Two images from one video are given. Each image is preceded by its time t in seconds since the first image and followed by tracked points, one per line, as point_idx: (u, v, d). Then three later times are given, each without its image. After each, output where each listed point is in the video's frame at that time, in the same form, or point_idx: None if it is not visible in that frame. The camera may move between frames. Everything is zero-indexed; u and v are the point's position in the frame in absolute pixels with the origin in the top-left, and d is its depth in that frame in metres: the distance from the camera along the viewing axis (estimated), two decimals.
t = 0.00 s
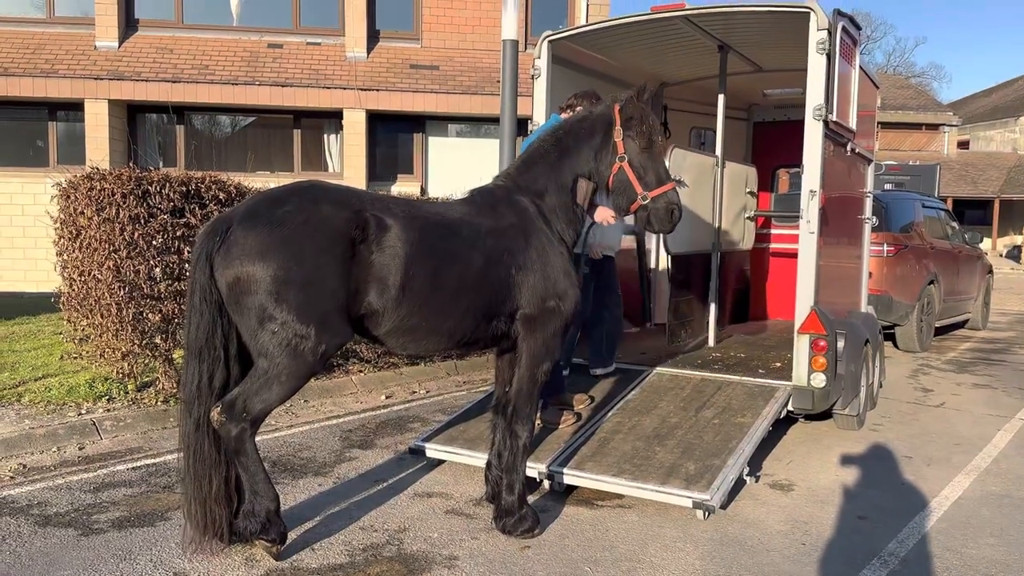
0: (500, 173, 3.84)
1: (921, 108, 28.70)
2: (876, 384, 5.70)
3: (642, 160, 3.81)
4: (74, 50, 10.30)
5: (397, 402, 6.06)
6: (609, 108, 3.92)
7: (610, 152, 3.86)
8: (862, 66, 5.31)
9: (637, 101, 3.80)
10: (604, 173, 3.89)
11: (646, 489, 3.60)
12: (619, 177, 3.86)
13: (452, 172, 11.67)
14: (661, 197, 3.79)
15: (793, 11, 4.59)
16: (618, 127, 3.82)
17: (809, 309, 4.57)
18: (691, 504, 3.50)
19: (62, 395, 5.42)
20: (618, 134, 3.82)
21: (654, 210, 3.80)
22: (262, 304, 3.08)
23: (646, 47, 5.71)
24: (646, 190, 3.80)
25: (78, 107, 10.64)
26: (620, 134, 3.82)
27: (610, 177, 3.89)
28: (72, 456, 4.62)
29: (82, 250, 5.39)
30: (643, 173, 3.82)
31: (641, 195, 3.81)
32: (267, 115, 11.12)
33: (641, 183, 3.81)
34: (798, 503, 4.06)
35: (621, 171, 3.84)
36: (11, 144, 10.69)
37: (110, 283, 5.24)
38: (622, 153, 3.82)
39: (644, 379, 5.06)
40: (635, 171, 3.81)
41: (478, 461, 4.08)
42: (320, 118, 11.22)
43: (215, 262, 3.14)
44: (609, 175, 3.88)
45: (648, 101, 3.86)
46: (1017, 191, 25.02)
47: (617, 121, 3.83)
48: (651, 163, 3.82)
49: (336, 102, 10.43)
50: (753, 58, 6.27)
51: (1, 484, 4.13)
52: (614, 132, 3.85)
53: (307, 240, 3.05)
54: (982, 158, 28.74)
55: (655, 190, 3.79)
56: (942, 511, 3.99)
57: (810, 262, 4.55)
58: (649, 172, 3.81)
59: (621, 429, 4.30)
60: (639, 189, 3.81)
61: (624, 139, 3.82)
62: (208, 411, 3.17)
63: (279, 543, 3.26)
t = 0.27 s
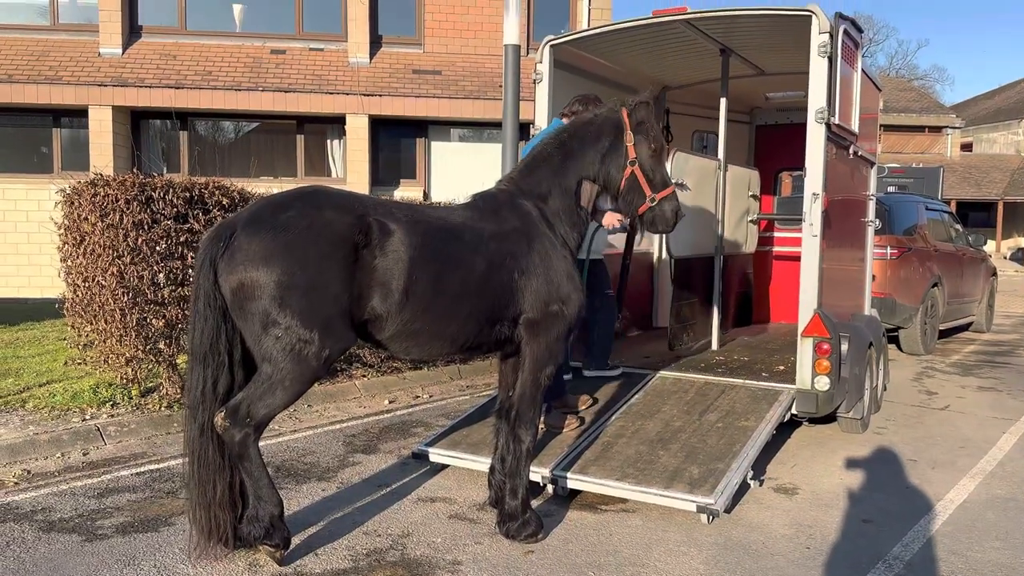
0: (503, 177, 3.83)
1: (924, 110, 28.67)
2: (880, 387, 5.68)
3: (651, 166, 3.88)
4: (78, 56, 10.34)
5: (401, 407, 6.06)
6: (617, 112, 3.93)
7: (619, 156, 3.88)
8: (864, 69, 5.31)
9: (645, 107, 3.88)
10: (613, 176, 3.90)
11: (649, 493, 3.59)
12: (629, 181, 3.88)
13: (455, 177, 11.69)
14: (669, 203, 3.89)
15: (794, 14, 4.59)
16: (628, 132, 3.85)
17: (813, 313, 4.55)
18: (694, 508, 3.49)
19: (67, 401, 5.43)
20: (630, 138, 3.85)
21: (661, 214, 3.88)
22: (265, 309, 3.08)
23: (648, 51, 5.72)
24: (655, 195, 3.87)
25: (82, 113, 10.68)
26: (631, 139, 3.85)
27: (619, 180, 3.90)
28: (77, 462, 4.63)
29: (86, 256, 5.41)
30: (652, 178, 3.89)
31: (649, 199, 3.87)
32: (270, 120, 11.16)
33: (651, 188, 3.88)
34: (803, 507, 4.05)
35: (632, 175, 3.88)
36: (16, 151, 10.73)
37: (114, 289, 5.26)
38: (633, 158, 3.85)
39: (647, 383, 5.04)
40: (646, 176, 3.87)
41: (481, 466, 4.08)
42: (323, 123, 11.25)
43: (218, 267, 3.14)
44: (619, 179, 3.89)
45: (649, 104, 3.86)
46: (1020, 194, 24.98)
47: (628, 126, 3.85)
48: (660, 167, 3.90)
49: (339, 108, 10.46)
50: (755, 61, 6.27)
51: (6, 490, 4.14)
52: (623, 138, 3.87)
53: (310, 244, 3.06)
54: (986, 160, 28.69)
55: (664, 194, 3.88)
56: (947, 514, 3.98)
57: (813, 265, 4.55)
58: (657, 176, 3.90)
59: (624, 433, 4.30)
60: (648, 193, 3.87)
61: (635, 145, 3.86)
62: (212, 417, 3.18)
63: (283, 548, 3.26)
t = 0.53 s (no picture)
0: (507, 182, 3.83)
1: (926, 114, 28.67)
2: (883, 391, 5.66)
3: (655, 170, 3.90)
4: (81, 62, 10.37)
5: (402, 412, 6.05)
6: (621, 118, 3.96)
7: (625, 161, 3.90)
8: (865, 73, 5.31)
9: (649, 113, 3.90)
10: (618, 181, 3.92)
11: (651, 499, 3.58)
12: (633, 186, 3.90)
13: (456, 182, 11.70)
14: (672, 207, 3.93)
15: (795, 19, 4.60)
16: (632, 138, 3.89)
17: (815, 317, 4.55)
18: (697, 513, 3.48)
19: (69, 407, 5.43)
20: (634, 144, 3.88)
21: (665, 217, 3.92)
22: (268, 314, 3.08)
23: (649, 56, 5.73)
24: (659, 198, 3.89)
25: (84, 119, 10.71)
26: (636, 145, 3.88)
27: (623, 184, 3.92)
28: (79, 468, 4.62)
29: (88, 262, 5.41)
30: (656, 182, 3.92)
31: (653, 202, 3.89)
32: (272, 126, 11.18)
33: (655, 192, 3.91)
34: (806, 511, 4.04)
35: (636, 180, 3.90)
36: (18, 157, 10.76)
37: (116, 295, 5.26)
38: (638, 163, 3.88)
39: (649, 388, 5.02)
40: (650, 180, 3.89)
41: (483, 472, 4.07)
42: (325, 129, 11.27)
43: (221, 272, 3.14)
44: (623, 183, 3.91)
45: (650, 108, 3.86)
46: None
47: (632, 132, 3.89)
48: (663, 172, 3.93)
49: (341, 113, 10.48)
50: (756, 65, 6.27)
51: (8, 496, 4.14)
52: (627, 145, 3.91)
53: (312, 249, 3.06)
54: (988, 163, 28.67)
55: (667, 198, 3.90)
56: (951, 519, 3.96)
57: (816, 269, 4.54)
58: (660, 180, 3.92)
59: (627, 438, 4.29)
60: (652, 196, 3.89)
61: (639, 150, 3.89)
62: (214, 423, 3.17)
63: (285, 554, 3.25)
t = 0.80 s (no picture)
0: (511, 187, 3.84)
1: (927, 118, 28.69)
2: (884, 396, 5.65)
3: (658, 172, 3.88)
4: (83, 67, 10.40)
5: (403, 417, 6.04)
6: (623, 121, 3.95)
7: (628, 164, 3.89)
8: (866, 78, 5.33)
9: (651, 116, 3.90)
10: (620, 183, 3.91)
11: (652, 504, 3.57)
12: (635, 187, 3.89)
13: (457, 186, 11.72)
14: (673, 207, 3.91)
15: (795, 24, 4.61)
16: (634, 140, 3.87)
17: (816, 322, 4.54)
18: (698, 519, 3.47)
19: (69, 411, 5.43)
20: (635, 146, 3.87)
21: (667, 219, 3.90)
22: (272, 319, 3.08)
23: (650, 60, 5.73)
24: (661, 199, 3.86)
25: (86, 124, 10.73)
26: (638, 147, 3.87)
27: (626, 187, 3.91)
28: (79, 473, 4.62)
29: (88, 267, 5.41)
30: (658, 183, 3.90)
31: (656, 203, 3.86)
32: (273, 131, 11.20)
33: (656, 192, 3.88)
34: (806, 517, 4.03)
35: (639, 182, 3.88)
36: (20, 162, 10.78)
37: (116, 300, 5.27)
38: (640, 165, 3.86)
39: (650, 393, 5.02)
40: (652, 182, 3.88)
41: (483, 476, 4.06)
42: (326, 133, 11.29)
43: (226, 277, 3.14)
44: (625, 185, 3.90)
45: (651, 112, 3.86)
46: None
47: (633, 134, 3.88)
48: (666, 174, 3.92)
49: (342, 118, 10.51)
50: (756, 70, 6.28)
51: (8, 501, 4.14)
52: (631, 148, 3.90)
53: (316, 254, 3.06)
54: (988, 167, 28.68)
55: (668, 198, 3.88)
56: (952, 524, 3.95)
57: (816, 274, 4.54)
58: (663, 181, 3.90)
59: (627, 443, 4.28)
60: (654, 198, 3.86)
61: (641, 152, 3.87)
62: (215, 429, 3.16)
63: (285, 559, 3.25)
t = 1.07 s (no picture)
0: (515, 191, 3.84)
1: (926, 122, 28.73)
2: (883, 400, 5.65)
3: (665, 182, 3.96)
4: (83, 71, 10.41)
5: (402, 420, 6.04)
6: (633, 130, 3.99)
7: (637, 172, 3.94)
8: (864, 82, 5.33)
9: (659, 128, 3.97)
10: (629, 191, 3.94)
11: (650, 508, 3.57)
12: (644, 196, 3.95)
13: (457, 190, 11.73)
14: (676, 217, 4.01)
15: (793, 28, 4.61)
16: (643, 149, 3.92)
17: (814, 326, 4.54)
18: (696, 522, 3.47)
19: (67, 415, 5.43)
20: (646, 155, 3.93)
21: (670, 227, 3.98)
22: (286, 320, 3.08)
23: (649, 64, 5.75)
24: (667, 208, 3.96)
25: (85, 128, 10.74)
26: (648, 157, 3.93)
27: (635, 195, 3.95)
28: (77, 476, 4.61)
29: (87, 270, 5.41)
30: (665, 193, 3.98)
31: (662, 212, 3.95)
32: (273, 134, 11.21)
33: (662, 201, 3.97)
34: (805, 520, 4.03)
35: (648, 191, 3.94)
36: (20, 165, 10.79)
37: (115, 303, 5.27)
38: (650, 174, 3.93)
39: (649, 397, 5.01)
40: (660, 191, 3.95)
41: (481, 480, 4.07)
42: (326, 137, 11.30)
43: (236, 280, 3.14)
44: (635, 193, 3.94)
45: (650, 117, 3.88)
46: None
47: (644, 143, 3.94)
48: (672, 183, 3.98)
49: (342, 122, 10.53)
50: (755, 74, 6.29)
51: (6, 505, 4.13)
52: (638, 155, 3.95)
53: (327, 256, 3.07)
54: (987, 172, 28.72)
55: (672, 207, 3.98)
56: (951, 528, 3.95)
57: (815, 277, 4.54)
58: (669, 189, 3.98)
59: (626, 446, 4.28)
60: (660, 206, 3.95)
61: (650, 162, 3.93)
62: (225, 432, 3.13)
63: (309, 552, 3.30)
